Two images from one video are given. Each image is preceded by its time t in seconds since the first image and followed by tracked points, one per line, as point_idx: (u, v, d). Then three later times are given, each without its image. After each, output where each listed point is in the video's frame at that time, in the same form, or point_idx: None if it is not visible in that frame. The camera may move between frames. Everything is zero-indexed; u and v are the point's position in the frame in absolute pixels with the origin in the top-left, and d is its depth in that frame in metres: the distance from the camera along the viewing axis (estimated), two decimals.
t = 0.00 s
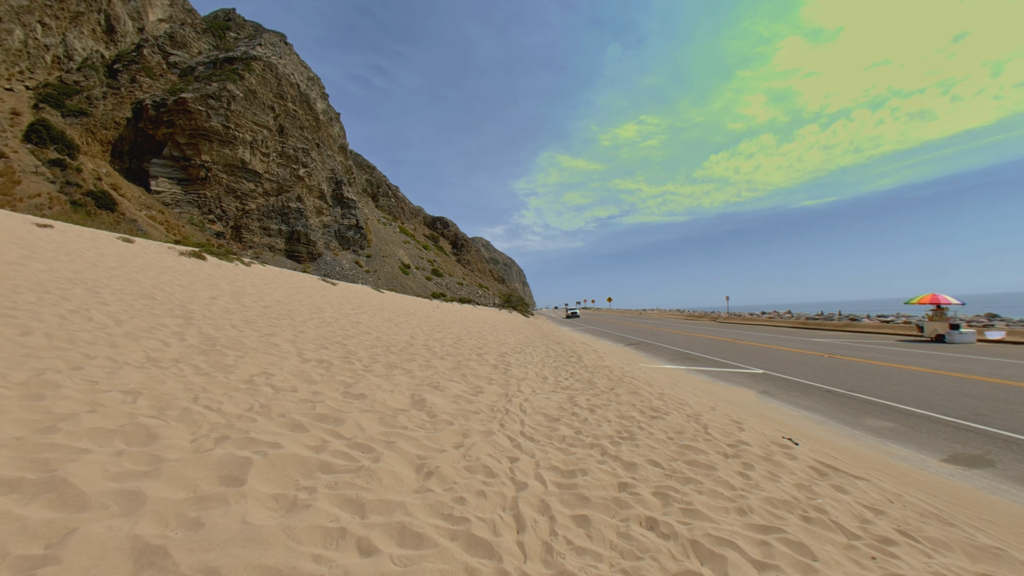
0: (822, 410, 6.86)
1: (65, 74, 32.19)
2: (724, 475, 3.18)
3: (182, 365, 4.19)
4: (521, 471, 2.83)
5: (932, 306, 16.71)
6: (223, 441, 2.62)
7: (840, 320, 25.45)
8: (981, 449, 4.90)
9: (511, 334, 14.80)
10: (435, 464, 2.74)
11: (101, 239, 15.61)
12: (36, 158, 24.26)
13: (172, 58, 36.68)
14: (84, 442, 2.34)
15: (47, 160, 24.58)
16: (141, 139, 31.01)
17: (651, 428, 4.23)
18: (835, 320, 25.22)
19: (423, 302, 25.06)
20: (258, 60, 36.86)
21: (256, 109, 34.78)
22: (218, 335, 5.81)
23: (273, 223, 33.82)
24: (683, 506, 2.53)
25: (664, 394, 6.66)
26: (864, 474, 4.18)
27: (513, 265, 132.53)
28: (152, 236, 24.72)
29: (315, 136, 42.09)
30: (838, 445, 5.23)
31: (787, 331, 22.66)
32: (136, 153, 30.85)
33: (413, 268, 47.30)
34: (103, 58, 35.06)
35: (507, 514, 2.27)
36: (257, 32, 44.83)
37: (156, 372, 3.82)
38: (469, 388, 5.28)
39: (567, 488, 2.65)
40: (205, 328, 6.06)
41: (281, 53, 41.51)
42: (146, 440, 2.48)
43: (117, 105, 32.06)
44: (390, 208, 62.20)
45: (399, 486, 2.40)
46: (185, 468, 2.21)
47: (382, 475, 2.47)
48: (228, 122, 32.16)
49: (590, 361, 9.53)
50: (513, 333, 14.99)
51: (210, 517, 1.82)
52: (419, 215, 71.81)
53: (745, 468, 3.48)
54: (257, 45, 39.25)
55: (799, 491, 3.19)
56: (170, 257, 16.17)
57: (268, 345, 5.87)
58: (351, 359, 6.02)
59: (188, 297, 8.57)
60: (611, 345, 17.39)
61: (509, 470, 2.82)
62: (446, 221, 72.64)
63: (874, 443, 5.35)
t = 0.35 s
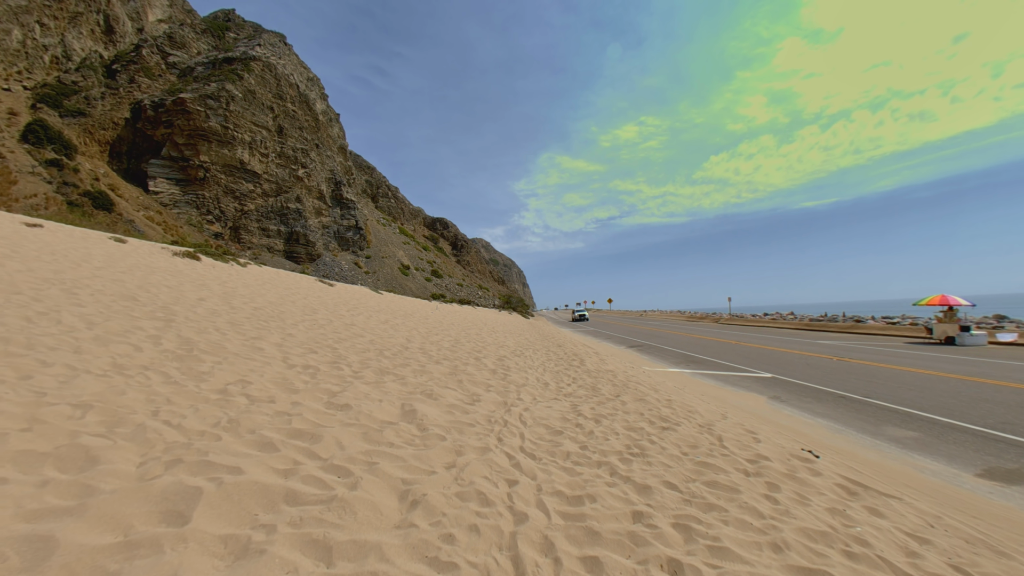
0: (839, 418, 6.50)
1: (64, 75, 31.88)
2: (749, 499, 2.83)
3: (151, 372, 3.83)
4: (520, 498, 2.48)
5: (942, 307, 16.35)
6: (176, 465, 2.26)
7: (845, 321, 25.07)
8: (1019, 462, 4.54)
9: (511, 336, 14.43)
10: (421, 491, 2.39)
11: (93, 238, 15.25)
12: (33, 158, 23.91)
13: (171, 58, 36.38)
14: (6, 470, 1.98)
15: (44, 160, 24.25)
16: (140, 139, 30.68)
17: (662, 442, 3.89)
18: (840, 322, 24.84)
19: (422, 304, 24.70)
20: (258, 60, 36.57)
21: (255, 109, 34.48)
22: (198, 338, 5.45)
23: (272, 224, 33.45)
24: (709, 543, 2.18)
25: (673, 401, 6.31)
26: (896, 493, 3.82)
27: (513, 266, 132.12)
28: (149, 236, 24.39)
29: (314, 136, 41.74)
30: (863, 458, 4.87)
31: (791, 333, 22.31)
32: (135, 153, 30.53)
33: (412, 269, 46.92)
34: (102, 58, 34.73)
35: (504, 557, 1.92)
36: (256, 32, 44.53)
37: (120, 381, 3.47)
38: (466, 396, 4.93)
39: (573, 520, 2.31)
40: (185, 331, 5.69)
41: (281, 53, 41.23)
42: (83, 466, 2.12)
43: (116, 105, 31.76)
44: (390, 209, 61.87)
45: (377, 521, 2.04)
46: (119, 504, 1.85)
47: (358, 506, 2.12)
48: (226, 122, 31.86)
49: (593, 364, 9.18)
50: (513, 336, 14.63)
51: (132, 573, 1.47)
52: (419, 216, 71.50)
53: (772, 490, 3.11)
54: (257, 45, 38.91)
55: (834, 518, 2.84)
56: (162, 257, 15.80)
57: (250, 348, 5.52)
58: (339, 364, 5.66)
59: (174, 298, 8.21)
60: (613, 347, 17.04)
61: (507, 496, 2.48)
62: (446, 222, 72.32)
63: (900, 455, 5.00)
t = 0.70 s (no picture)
0: (858, 425, 6.14)
1: (61, 74, 31.49)
2: (782, 528, 2.49)
3: (114, 381, 3.48)
4: (522, 532, 2.14)
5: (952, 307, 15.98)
6: (112, 497, 1.91)
7: (850, 321, 24.67)
8: None
9: (511, 337, 14.06)
10: (404, 525, 2.04)
11: (84, 237, 14.88)
12: (30, 157, 23.56)
13: (170, 57, 35.99)
14: None
15: (40, 159, 23.89)
16: (138, 138, 30.33)
17: (677, 456, 3.54)
18: (846, 322, 24.44)
19: (421, 304, 24.33)
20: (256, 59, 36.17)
21: (254, 108, 34.13)
22: (176, 341, 5.09)
23: (271, 223, 33.08)
24: None
25: (682, 407, 5.96)
26: (935, 513, 3.46)
27: (513, 266, 131.14)
28: (147, 236, 24.06)
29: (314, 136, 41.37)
30: (891, 471, 4.49)
31: (796, 333, 21.92)
32: (133, 152, 30.18)
33: (412, 268, 46.55)
34: (101, 57, 34.30)
35: None
36: (255, 31, 44.10)
37: (77, 391, 3.12)
38: (463, 404, 4.57)
39: (582, 560, 1.97)
40: (163, 333, 5.33)
41: (280, 52, 40.85)
42: None
43: (114, 104, 31.40)
44: (390, 208, 61.51)
45: (349, 567, 1.70)
46: (24, 558, 1.49)
47: (327, 548, 1.78)
48: (225, 121, 31.52)
49: (595, 367, 8.82)
50: (513, 337, 14.28)
51: None
52: (418, 215, 71.15)
53: (804, 515, 2.77)
54: (256, 44, 38.53)
55: (879, 549, 2.50)
56: (155, 256, 15.42)
57: (233, 352, 5.17)
58: (328, 368, 5.31)
59: (159, 298, 7.85)
60: (614, 347, 16.70)
61: (506, 530, 2.13)
62: (445, 221, 71.97)
63: (931, 467, 4.63)
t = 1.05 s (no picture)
0: (876, 430, 5.82)
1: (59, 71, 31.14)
2: (820, 561, 2.15)
3: (69, 387, 3.13)
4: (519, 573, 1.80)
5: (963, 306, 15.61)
6: (24, 533, 1.58)
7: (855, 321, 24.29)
8: None
9: (511, 337, 13.70)
10: (380, 566, 1.71)
11: (75, 235, 14.50)
12: (27, 154, 23.23)
13: (169, 54, 35.64)
14: None
15: (37, 156, 23.57)
16: (136, 136, 30.02)
17: (693, 470, 3.21)
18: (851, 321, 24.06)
19: (420, 303, 23.99)
20: (255, 57, 35.80)
21: (253, 106, 33.79)
22: (152, 342, 4.75)
23: (270, 222, 32.74)
24: None
25: (691, 412, 5.62)
26: (980, 534, 3.12)
27: (513, 265, 130.76)
28: (145, 234, 23.75)
29: (314, 134, 40.98)
30: (920, 484, 4.17)
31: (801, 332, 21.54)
32: (131, 150, 29.87)
33: (412, 267, 46.15)
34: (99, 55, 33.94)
35: None
36: (254, 28, 43.70)
37: (22, 399, 2.78)
38: (458, 411, 4.24)
39: None
40: (139, 334, 4.99)
41: (279, 49, 40.48)
42: None
43: (112, 102, 31.08)
44: (390, 207, 61.11)
45: None
46: None
47: None
48: (224, 119, 31.21)
49: (599, 368, 8.48)
50: (514, 336, 13.94)
51: None
52: (418, 214, 70.82)
53: (842, 543, 2.44)
54: (254, 41, 38.19)
55: None
56: (147, 255, 15.04)
57: (213, 353, 4.83)
58: (314, 371, 4.97)
59: (142, 297, 7.51)
60: (617, 347, 16.36)
61: (501, 570, 1.80)
62: (445, 220, 71.64)
63: (960, 478, 4.31)
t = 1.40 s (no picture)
0: (900, 440, 5.46)
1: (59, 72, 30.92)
2: None
3: (16, 399, 2.80)
4: None
5: (976, 307, 15.22)
6: None
7: (862, 322, 23.88)
8: None
9: (511, 339, 13.36)
10: None
11: (67, 235, 14.19)
12: (26, 155, 22.99)
13: (169, 55, 35.43)
14: None
15: (36, 157, 23.33)
16: (136, 137, 29.79)
17: (715, 492, 2.87)
18: (857, 322, 23.65)
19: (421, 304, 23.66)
20: (256, 57, 35.54)
21: (253, 107, 33.53)
22: (124, 347, 4.42)
23: (270, 223, 32.44)
24: None
25: (704, 421, 5.26)
26: None
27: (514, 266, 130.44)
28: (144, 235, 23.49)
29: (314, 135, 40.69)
30: (958, 501, 3.82)
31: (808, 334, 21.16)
32: (131, 151, 29.63)
33: (412, 268, 45.84)
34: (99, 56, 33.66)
35: None
36: (255, 29, 43.44)
37: None
38: (453, 422, 3.89)
39: None
40: (112, 338, 4.65)
41: (279, 50, 40.22)
42: None
43: (112, 103, 30.86)
44: (390, 208, 60.85)
45: None
46: None
47: None
48: (224, 119, 30.97)
49: (603, 372, 8.13)
50: (514, 338, 13.62)
51: None
52: (419, 215, 70.57)
53: None
54: (254, 42, 37.97)
55: None
56: (141, 255, 14.73)
57: (191, 359, 4.49)
58: (300, 377, 4.63)
59: (126, 298, 7.18)
60: (620, 349, 16.00)
61: None
62: (446, 221, 71.38)
63: (1002, 494, 3.95)
